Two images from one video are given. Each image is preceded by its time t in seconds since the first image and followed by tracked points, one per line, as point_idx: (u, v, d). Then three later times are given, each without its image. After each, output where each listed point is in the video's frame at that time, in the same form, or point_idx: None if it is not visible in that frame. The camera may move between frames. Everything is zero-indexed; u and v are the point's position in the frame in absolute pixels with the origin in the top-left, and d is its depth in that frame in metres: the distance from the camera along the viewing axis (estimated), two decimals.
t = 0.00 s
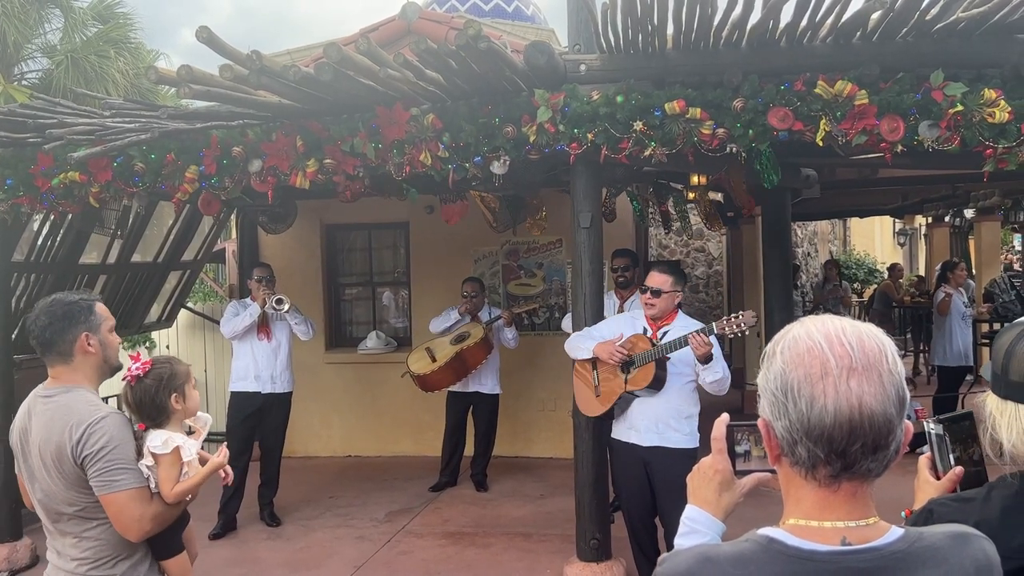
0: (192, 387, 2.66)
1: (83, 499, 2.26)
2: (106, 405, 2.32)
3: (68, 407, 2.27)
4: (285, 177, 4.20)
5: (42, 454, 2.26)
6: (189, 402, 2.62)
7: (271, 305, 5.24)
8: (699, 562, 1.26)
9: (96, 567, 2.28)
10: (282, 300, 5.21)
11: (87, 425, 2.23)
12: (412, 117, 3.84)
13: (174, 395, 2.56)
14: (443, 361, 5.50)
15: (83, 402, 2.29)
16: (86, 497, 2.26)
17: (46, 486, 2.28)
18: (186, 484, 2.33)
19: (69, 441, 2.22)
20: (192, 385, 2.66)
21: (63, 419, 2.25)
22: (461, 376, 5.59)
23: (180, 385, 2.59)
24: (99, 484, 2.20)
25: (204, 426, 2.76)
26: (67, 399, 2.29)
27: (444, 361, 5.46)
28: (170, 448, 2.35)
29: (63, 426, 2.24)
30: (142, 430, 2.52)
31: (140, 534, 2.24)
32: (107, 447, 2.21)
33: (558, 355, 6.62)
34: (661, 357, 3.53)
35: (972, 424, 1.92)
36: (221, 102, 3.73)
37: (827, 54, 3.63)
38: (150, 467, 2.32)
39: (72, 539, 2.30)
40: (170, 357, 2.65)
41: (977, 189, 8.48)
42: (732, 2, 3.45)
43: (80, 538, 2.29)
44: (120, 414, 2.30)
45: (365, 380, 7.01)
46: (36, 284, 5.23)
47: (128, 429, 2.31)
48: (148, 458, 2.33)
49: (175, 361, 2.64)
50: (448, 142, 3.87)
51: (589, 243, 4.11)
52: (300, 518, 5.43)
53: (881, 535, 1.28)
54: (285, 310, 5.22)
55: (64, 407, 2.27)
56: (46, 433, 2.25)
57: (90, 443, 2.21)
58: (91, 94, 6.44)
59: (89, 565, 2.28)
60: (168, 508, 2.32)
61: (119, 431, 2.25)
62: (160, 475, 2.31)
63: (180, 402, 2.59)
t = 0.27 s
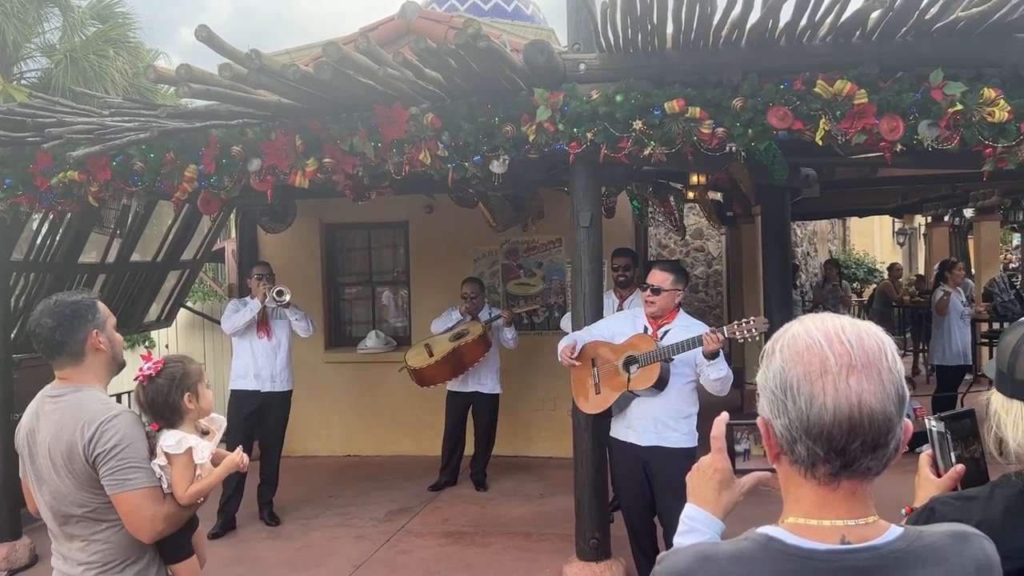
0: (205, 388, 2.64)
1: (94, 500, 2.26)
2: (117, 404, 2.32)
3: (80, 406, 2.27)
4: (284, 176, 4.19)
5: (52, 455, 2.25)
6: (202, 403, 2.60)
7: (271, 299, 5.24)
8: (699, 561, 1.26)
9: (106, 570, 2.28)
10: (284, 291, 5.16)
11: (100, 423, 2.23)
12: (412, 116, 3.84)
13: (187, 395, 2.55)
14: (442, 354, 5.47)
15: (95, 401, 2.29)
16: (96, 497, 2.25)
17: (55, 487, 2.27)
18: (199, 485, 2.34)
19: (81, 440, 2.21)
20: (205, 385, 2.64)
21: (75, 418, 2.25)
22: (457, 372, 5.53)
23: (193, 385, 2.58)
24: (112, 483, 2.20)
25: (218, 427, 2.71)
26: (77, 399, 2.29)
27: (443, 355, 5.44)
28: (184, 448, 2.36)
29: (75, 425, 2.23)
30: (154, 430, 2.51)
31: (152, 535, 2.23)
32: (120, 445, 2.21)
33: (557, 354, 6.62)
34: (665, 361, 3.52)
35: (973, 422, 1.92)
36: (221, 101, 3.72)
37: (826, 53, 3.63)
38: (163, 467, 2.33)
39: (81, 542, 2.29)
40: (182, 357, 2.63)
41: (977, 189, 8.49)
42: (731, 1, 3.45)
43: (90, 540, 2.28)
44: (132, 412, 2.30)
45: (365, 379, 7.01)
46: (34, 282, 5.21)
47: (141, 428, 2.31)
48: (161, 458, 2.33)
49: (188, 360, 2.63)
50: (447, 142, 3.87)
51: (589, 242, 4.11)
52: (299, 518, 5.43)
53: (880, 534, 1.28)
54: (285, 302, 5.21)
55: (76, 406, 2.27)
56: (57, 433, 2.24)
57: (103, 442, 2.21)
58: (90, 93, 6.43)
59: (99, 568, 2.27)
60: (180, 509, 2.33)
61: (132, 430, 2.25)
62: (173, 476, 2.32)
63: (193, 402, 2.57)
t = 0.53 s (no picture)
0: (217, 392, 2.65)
1: (98, 503, 2.25)
2: (122, 406, 2.32)
3: (85, 407, 2.27)
4: (283, 176, 4.19)
5: (56, 456, 2.24)
6: (211, 405, 2.60)
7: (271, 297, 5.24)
8: (696, 562, 1.27)
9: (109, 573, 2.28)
10: (284, 288, 5.20)
11: (106, 425, 2.23)
12: (411, 116, 3.84)
13: (196, 398, 2.55)
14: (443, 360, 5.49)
15: (100, 402, 2.28)
16: (101, 499, 2.25)
17: (57, 488, 2.26)
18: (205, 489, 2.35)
19: (87, 441, 2.21)
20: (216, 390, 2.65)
21: (81, 419, 2.24)
22: (460, 376, 5.56)
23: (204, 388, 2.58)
24: (118, 485, 2.19)
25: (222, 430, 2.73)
26: (81, 399, 2.28)
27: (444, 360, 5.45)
28: (193, 451, 2.39)
29: (81, 426, 2.23)
30: (161, 428, 2.52)
31: (157, 537, 2.24)
32: (126, 447, 2.21)
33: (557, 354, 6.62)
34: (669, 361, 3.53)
35: (973, 423, 1.93)
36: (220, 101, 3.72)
37: (826, 54, 3.63)
38: (170, 469, 2.37)
39: (83, 545, 2.29)
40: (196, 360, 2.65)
41: (976, 189, 8.49)
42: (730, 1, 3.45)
43: (92, 543, 2.28)
44: (138, 414, 2.30)
45: (364, 379, 7.01)
46: (34, 282, 5.27)
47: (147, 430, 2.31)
48: (169, 460, 2.36)
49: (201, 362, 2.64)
50: (446, 142, 3.87)
51: (588, 243, 4.11)
52: (299, 518, 5.43)
53: (877, 535, 1.28)
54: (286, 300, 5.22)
55: (81, 406, 2.27)
56: (62, 434, 2.24)
57: (109, 443, 2.21)
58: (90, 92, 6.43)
59: (102, 571, 2.27)
60: (186, 513, 2.33)
61: (138, 432, 2.25)
62: (179, 479, 2.35)
63: (201, 404, 2.57)
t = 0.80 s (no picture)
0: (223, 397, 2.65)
1: (96, 503, 2.25)
2: (122, 407, 2.32)
3: (84, 407, 2.26)
4: (282, 176, 4.19)
5: (55, 456, 2.24)
6: (215, 409, 2.60)
7: (270, 299, 5.23)
8: (695, 561, 1.27)
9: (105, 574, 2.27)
10: (283, 291, 5.18)
11: (106, 426, 2.22)
12: (410, 115, 3.83)
13: (200, 402, 2.55)
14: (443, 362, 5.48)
15: (100, 403, 2.28)
16: (99, 500, 2.25)
17: (55, 488, 2.25)
18: (206, 493, 2.35)
19: (87, 442, 2.21)
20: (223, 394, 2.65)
21: (80, 420, 2.24)
22: (459, 378, 5.58)
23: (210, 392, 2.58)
24: (117, 486, 2.19)
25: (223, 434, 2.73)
26: (81, 399, 2.28)
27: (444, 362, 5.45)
28: (195, 455, 2.39)
29: (80, 427, 2.23)
30: (162, 429, 2.52)
31: (155, 539, 2.24)
32: (126, 449, 2.21)
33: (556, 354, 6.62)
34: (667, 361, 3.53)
35: (972, 420, 1.93)
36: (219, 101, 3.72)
37: (825, 54, 3.63)
38: (172, 472, 2.37)
39: (80, 546, 2.28)
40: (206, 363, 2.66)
41: (976, 189, 8.50)
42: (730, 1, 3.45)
43: (89, 544, 2.28)
44: (138, 416, 2.30)
45: (364, 379, 7.01)
46: (33, 282, 5.27)
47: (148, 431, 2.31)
48: (171, 462, 2.37)
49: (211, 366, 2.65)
50: (446, 141, 3.86)
51: (587, 242, 4.11)
52: (298, 517, 5.43)
53: (876, 534, 1.28)
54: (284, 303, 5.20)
55: (81, 407, 2.26)
56: (61, 434, 2.23)
57: (109, 444, 2.21)
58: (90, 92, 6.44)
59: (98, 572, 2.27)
60: (184, 515, 2.33)
61: (139, 433, 2.25)
62: (180, 481, 2.35)
63: (205, 408, 2.57)
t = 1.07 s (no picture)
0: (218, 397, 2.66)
1: (87, 500, 2.25)
2: (113, 405, 2.32)
3: (75, 406, 2.26)
4: (282, 176, 4.19)
5: (45, 455, 2.23)
6: (209, 409, 2.61)
7: (270, 303, 5.23)
8: (695, 562, 1.26)
9: (97, 570, 2.27)
10: (283, 296, 5.17)
11: (97, 423, 2.22)
12: (410, 116, 3.83)
13: (195, 402, 2.55)
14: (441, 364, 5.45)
15: (91, 401, 2.28)
16: (90, 498, 2.25)
17: (47, 486, 2.25)
18: (197, 490, 2.35)
19: (77, 440, 2.21)
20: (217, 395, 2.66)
21: (71, 418, 2.23)
22: (456, 379, 5.55)
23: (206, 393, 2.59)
24: (108, 484, 2.19)
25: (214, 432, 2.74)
26: (71, 398, 2.27)
27: (441, 365, 5.42)
28: (188, 452, 2.38)
29: (71, 425, 2.22)
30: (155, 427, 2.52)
31: (146, 535, 2.24)
32: (117, 446, 2.21)
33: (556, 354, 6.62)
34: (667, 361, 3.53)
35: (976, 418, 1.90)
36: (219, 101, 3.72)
37: (825, 54, 3.62)
38: (164, 469, 2.35)
39: (72, 543, 2.28)
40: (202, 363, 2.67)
41: (975, 190, 8.50)
42: (730, 1, 3.45)
43: (81, 541, 2.27)
44: (130, 414, 2.30)
45: (363, 379, 7.01)
46: (33, 281, 5.27)
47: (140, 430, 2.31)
48: (163, 460, 2.36)
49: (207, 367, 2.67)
50: (445, 141, 3.86)
51: (587, 242, 4.11)
52: (297, 517, 5.43)
53: (876, 534, 1.28)
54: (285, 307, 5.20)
55: (71, 406, 2.25)
56: (52, 432, 2.23)
57: (100, 442, 2.20)
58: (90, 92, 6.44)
59: (90, 569, 2.27)
60: (175, 511, 2.33)
61: (131, 430, 2.25)
62: (173, 478, 2.34)
63: (199, 408, 2.58)
